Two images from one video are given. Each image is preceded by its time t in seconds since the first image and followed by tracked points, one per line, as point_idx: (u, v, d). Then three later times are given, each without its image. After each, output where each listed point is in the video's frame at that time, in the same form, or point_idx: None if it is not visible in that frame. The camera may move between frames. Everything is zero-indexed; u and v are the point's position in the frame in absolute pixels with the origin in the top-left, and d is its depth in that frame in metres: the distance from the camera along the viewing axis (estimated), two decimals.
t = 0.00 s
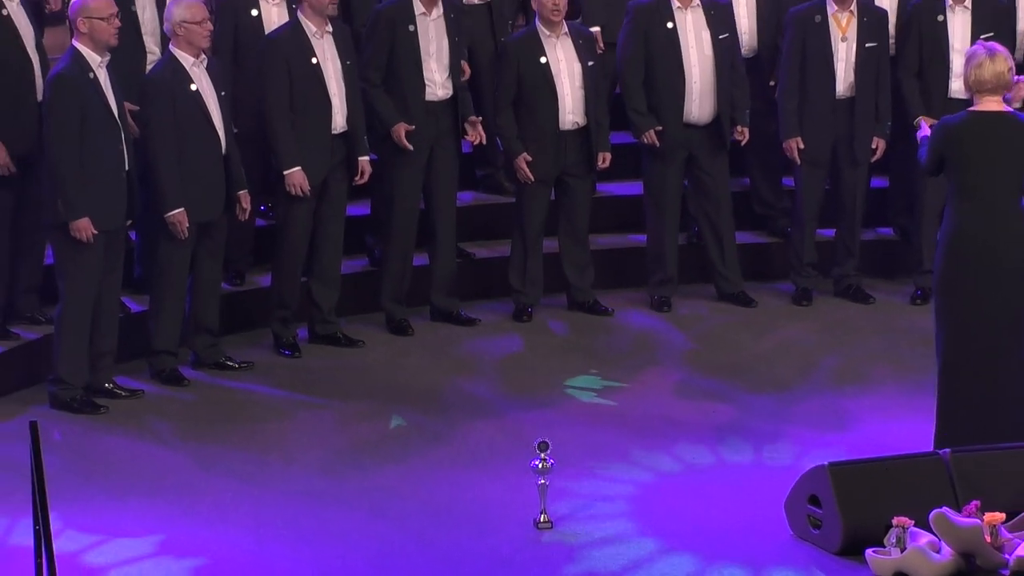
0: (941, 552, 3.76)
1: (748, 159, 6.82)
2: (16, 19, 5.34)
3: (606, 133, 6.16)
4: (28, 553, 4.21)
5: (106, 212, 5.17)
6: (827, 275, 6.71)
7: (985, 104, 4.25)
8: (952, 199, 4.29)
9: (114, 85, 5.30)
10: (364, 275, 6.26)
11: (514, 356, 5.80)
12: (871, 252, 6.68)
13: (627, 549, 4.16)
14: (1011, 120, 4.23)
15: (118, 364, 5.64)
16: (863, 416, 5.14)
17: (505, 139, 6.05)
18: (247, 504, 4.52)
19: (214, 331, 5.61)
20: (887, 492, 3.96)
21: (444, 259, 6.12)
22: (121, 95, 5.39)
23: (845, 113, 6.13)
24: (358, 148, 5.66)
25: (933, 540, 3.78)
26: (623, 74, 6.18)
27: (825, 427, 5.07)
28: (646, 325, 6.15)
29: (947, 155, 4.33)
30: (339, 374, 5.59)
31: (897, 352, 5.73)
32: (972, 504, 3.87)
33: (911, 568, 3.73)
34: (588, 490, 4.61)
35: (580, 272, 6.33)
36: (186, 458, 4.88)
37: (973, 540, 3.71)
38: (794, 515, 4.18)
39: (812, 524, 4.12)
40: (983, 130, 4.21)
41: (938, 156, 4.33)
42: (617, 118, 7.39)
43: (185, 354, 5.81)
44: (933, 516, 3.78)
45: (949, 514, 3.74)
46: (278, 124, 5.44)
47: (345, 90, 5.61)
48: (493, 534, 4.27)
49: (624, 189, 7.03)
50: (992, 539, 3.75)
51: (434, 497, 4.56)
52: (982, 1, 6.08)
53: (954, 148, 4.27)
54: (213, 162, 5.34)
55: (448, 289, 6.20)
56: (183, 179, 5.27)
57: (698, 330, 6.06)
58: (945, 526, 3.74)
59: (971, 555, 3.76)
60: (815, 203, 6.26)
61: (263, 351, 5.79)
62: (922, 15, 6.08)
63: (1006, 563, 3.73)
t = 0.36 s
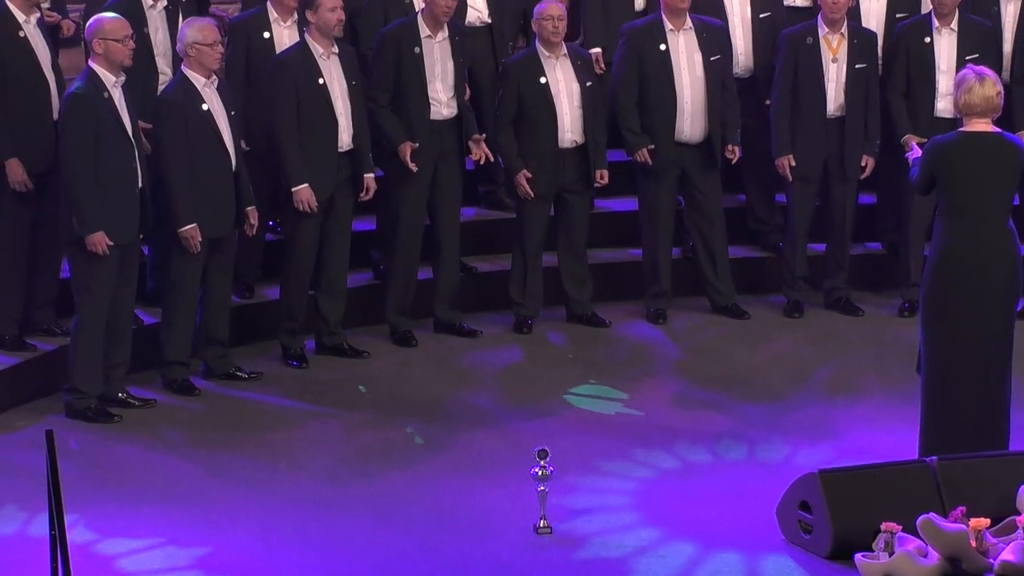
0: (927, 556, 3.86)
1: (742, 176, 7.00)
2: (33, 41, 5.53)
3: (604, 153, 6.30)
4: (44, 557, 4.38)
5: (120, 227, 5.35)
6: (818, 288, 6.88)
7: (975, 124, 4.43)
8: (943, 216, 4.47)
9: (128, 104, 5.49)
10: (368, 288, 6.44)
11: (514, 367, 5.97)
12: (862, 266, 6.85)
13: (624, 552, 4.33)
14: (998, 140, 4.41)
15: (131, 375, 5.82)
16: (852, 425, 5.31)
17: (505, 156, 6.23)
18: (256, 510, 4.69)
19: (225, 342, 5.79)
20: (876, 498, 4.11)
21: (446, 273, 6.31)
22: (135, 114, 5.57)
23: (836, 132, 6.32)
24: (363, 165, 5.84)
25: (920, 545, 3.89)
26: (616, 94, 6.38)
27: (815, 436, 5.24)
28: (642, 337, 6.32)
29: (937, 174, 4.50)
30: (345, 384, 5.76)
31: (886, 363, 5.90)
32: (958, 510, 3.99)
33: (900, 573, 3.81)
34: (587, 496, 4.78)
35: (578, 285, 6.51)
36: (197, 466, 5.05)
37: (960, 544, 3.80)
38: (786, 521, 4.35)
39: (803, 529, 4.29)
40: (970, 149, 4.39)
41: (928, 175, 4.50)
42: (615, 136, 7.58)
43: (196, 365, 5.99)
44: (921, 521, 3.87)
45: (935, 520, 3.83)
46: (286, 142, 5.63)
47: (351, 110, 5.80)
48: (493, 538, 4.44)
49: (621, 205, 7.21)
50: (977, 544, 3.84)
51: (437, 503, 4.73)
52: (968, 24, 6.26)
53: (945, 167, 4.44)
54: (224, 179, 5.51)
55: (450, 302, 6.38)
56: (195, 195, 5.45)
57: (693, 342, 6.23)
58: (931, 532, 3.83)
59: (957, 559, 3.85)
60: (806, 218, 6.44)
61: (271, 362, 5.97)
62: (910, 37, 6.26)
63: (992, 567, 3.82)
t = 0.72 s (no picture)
0: (914, 560, 3.99)
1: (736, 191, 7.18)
2: (48, 63, 5.73)
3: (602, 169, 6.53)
4: (59, 559, 4.55)
5: (132, 241, 5.53)
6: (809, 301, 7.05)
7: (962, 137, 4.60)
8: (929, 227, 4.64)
9: (141, 123, 5.67)
10: (372, 301, 6.62)
11: (514, 377, 6.15)
12: (851, 279, 7.02)
13: (621, 557, 4.50)
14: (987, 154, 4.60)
15: (143, 385, 6.00)
16: (841, 434, 5.48)
17: (506, 173, 6.42)
18: (264, 516, 4.86)
19: (234, 353, 5.97)
20: (864, 503, 4.27)
21: (449, 286, 6.49)
22: (148, 132, 5.76)
23: (826, 148, 6.50)
24: (368, 181, 6.00)
25: (907, 549, 4.01)
26: (614, 112, 6.57)
27: (805, 444, 5.40)
28: (639, 348, 6.49)
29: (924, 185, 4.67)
30: (350, 394, 5.93)
31: (875, 374, 6.07)
32: (946, 515, 4.11)
33: None
34: (585, 503, 4.95)
35: (577, 297, 6.68)
36: (207, 473, 5.22)
37: (944, 548, 3.95)
38: (778, 526, 4.51)
39: (795, 534, 4.45)
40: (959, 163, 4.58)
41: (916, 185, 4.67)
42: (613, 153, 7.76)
43: (207, 375, 6.17)
44: (908, 526, 4.01)
45: (923, 525, 3.98)
46: (293, 160, 5.81)
47: (356, 129, 5.98)
48: (495, 543, 4.62)
49: (619, 220, 7.39)
50: (963, 549, 3.99)
51: (440, 509, 4.90)
52: (955, 45, 6.43)
53: (932, 179, 4.61)
54: (233, 195, 5.69)
55: (453, 313, 6.55)
56: (206, 211, 5.63)
57: (689, 352, 6.40)
58: (918, 536, 3.98)
59: (943, 562, 3.99)
60: (797, 233, 6.62)
61: (280, 373, 6.15)
62: (898, 58, 6.43)
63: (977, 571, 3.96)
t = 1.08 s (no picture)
0: (902, 564, 4.16)
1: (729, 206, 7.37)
2: (62, 81, 5.91)
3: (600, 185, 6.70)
4: (75, 561, 4.73)
5: (146, 254, 5.72)
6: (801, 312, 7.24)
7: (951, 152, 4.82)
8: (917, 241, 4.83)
9: (153, 140, 5.87)
10: (376, 313, 6.81)
11: (514, 387, 6.33)
12: (841, 292, 7.21)
13: (619, 559, 4.68)
14: (972, 171, 4.79)
15: (155, 393, 6.19)
16: (830, 441, 5.66)
17: (506, 189, 6.62)
18: (274, 521, 5.05)
19: (244, 363, 6.16)
20: (852, 508, 4.44)
21: (451, 298, 6.68)
22: (160, 149, 5.95)
23: (817, 165, 6.70)
24: (373, 198, 6.21)
25: (896, 553, 4.18)
26: (614, 130, 6.76)
27: (795, 451, 5.59)
28: (636, 358, 6.68)
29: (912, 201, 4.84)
30: (355, 403, 6.12)
31: (864, 383, 6.25)
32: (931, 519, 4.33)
33: None
34: (584, 507, 5.13)
35: (575, 309, 6.88)
36: (218, 479, 5.41)
37: (931, 552, 4.17)
38: (770, 530, 4.70)
39: (786, 538, 4.63)
40: (950, 177, 4.75)
41: (905, 201, 4.85)
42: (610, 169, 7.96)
43: (218, 384, 6.36)
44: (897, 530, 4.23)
45: (910, 529, 4.20)
46: (300, 176, 6.01)
47: (362, 146, 6.18)
48: (496, 547, 4.80)
49: (617, 234, 7.58)
50: (948, 552, 4.18)
51: (443, 514, 5.08)
52: (940, 65, 6.62)
53: (921, 194, 4.79)
54: (243, 210, 5.88)
55: (455, 324, 6.74)
56: (217, 226, 5.82)
57: (685, 362, 6.59)
58: (906, 539, 4.20)
59: (930, 565, 4.21)
60: (788, 247, 6.81)
61: (288, 382, 6.34)
62: (886, 78, 6.62)
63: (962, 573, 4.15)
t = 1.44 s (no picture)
0: (890, 566, 4.33)
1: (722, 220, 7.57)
2: (76, 99, 6.09)
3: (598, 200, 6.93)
4: (89, 564, 4.90)
5: (156, 266, 5.91)
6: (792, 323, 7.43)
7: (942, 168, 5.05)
8: (909, 257, 5.06)
9: (164, 156, 6.05)
10: (380, 324, 7.00)
11: (514, 395, 6.51)
12: (831, 303, 7.39)
13: (616, 562, 4.86)
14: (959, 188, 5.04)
15: (167, 401, 6.38)
16: (820, 448, 5.85)
17: (506, 203, 6.81)
18: (281, 525, 5.23)
19: (252, 372, 6.35)
20: (842, 512, 4.62)
21: (453, 309, 6.87)
22: (170, 165, 6.14)
23: (808, 180, 6.89)
24: (378, 212, 6.40)
25: (884, 556, 4.34)
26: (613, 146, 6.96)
27: (785, 457, 5.77)
28: (632, 367, 6.86)
29: (903, 219, 5.05)
30: (360, 411, 6.30)
31: (853, 391, 6.44)
32: (918, 523, 4.52)
33: None
34: (582, 512, 5.32)
35: (573, 319, 7.06)
36: (227, 485, 5.59)
37: (919, 555, 4.31)
38: (763, 534, 4.88)
39: (778, 542, 4.81)
40: (939, 195, 4.97)
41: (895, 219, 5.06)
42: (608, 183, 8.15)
43: (227, 393, 6.54)
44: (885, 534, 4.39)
45: (898, 534, 4.36)
46: (307, 191, 6.20)
47: (366, 162, 6.37)
48: (497, 550, 4.98)
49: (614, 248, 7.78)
50: (936, 555, 4.32)
51: (446, 519, 5.26)
52: (927, 83, 6.82)
53: (911, 211, 5.01)
54: (252, 224, 6.07)
55: (457, 334, 6.93)
56: (226, 239, 6.01)
57: (680, 372, 6.78)
58: (894, 544, 4.35)
59: (917, 568, 4.33)
60: (780, 259, 7.00)
61: (295, 391, 6.52)
62: (874, 96, 6.82)
63: None
